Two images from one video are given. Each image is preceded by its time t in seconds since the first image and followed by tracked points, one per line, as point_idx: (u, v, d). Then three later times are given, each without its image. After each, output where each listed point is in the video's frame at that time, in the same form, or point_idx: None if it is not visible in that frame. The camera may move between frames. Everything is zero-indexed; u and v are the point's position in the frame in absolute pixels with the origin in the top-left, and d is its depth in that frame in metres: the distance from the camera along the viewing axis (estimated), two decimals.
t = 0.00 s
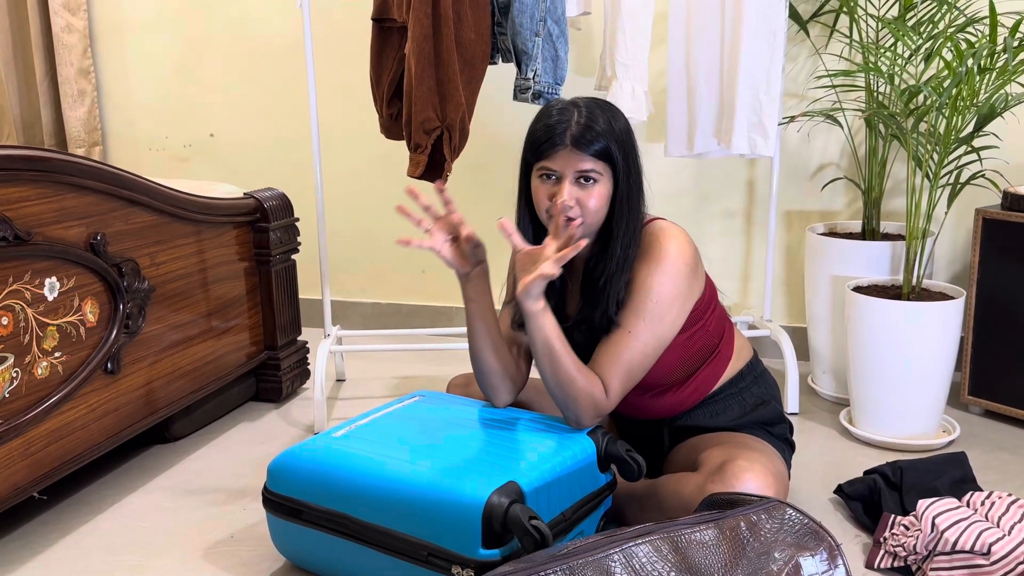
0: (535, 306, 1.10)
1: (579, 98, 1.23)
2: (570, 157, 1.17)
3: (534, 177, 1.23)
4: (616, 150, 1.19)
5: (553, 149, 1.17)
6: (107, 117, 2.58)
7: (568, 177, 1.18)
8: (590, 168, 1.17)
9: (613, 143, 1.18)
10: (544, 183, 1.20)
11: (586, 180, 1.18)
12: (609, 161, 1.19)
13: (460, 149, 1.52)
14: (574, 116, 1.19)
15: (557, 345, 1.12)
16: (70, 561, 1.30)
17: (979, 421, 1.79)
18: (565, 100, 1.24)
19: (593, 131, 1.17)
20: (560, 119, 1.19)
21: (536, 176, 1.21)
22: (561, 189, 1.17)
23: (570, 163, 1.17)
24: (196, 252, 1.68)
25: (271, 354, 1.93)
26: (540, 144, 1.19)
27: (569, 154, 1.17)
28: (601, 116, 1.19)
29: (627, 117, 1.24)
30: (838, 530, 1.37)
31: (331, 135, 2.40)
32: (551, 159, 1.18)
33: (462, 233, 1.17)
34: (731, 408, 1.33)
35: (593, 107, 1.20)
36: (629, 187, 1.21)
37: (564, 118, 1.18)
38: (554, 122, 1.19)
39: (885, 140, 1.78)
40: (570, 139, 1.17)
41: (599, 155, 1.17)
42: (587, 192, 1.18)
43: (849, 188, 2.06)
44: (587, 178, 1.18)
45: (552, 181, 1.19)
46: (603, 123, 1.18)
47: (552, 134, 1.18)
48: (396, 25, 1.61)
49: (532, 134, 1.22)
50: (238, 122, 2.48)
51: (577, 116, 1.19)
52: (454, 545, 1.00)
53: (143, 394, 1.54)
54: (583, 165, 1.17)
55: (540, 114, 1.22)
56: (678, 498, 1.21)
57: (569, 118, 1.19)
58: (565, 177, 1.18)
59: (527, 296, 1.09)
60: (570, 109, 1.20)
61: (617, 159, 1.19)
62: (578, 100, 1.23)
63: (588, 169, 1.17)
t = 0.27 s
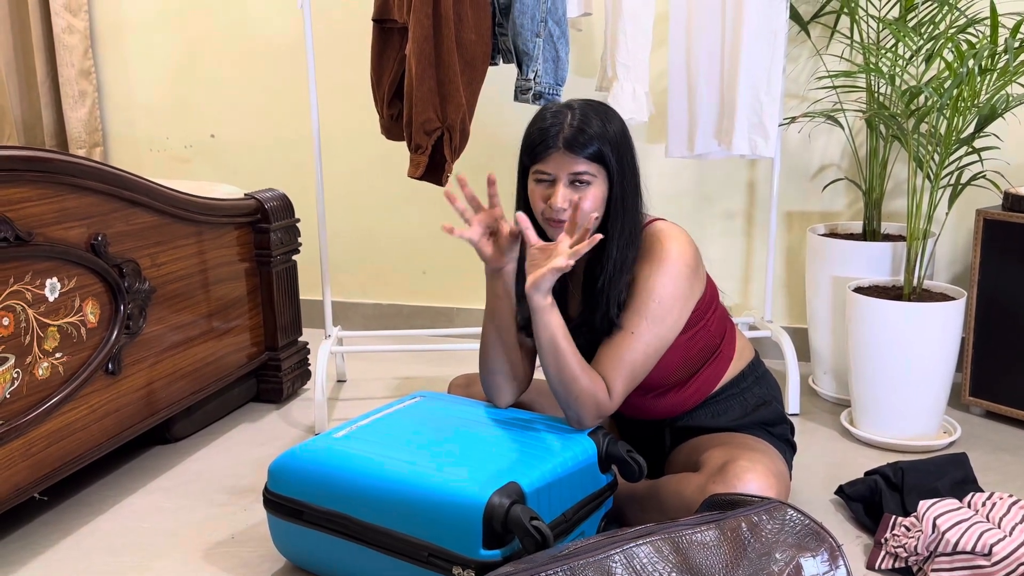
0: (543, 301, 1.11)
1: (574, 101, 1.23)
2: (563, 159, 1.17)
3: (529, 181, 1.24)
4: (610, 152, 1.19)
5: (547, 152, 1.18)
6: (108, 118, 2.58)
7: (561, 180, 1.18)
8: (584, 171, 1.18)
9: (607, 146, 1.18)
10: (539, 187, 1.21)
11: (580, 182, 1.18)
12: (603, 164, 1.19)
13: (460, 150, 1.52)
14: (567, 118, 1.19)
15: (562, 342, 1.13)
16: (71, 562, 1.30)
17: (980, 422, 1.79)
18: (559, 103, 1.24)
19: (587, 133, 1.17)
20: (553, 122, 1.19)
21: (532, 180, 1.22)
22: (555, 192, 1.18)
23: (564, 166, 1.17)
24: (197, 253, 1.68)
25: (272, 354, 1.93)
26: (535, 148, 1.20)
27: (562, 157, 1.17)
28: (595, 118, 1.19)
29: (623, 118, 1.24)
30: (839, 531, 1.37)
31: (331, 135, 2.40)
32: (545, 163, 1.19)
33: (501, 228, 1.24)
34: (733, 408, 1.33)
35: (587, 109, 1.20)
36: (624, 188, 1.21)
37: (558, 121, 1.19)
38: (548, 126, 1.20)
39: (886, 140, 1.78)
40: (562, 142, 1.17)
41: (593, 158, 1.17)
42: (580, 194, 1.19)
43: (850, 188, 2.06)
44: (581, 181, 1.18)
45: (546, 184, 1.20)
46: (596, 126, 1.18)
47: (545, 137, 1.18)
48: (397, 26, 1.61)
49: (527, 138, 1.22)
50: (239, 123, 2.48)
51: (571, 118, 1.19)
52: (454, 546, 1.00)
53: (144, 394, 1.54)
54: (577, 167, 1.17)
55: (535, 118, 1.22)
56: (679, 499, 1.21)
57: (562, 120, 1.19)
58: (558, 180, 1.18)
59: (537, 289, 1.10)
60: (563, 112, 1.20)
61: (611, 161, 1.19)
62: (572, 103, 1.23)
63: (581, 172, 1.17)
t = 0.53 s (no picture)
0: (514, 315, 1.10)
1: (572, 105, 1.24)
2: (562, 163, 1.17)
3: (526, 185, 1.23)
4: (608, 155, 1.19)
5: (545, 156, 1.18)
6: (108, 119, 2.58)
7: (560, 184, 1.18)
8: (582, 174, 1.18)
9: (604, 149, 1.18)
10: (538, 192, 1.20)
11: (578, 186, 1.18)
12: (600, 167, 1.19)
13: (461, 151, 1.52)
14: (565, 122, 1.19)
15: (541, 357, 1.11)
16: (71, 563, 1.30)
17: (981, 423, 1.79)
18: (556, 107, 1.25)
19: (584, 137, 1.17)
20: (551, 125, 1.19)
21: (530, 184, 1.22)
22: (554, 196, 1.18)
23: (563, 169, 1.17)
24: (197, 254, 1.68)
25: (272, 356, 1.93)
26: (533, 152, 1.20)
27: (560, 161, 1.17)
28: (592, 122, 1.19)
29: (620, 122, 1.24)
30: (839, 532, 1.36)
31: (332, 136, 2.40)
32: (543, 167, 1.19)
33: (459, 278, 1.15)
34: (733, 410, 1.33)
35: (585, 113, 1.20)
36: (621, 191, 1.21)
37: (556, 124, 1.19)
38: (546, 129, 1.19)
39: (886, 142, 1.78)
40: (560, 146, 1.17)
41: (591, 161, 1.17)
42: (579, 198, 1.18)
43: (850, 190, 2.06)
44: (579, 184, 1.18)
45: (545, 189, 1.19)
46: (594, 130, 1.18)
47: (543, 140, 1.18)
48: (397, 27, 1.61)
49: (524, 141, 1.22)
50: (240, 124, 2.48)
51: (568, 122, 1.19)
52: (454, 547, 1.00)
53: (145, 396, 1.54)
54: (575, 171, 1.17)
55: (533, 122, 1.22)
56: (679, 501, 1.20)
57: (560, 124, 1.19)
58: (557, 183, 1.18)
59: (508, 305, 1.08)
60: (561, 116, 1.20)
61: (609, 164, 1.19)
62: (569, 107, 1.23)
63: (579, 176, 1.17)
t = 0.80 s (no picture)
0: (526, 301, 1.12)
1: (596, 97, 1.25)
2: (588, 147, 1.18)
3: (546, 168, 1.24)
4: (633, 145, 1.21)
5: (572, 139, 1.19)
6: (108, 121, 2.58)
7: (583, 168, 1.19)
8: (605, 161, 1.19)
9: (630, 138, 1.20)
10: (558, 174, 1.21)
11: (600, 173, 1.19)
12: (624, 156, 1.21)
13: (460, 152, 1.53)
14: (593, 109, 1.20)
15: (545, 348, 1.11)
16: (70, 565, 1.30)
17: (980, 425, 1.79)
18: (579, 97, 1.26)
19: (612, 123, 1.19)
20: (577, 112, 1.20)
21: (550, 167, 1.22)
22: (577, 179, 1.18)
23: (588, 154, 1.18)
24: (196, 256, 1.68)
25: (271, 357, 1.93)
26: (557, 136, 1.21)
27: (587, 146, 1.18)
28: (618, 112, 1.21)
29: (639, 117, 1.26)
30: (838, 534, 1.36)
31: (331, 137, 2.40)
32: (569, 150, 1.19)
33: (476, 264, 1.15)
34: (732, 412, 1.33)
35: (611, 103, 1.22)
36: (639, 184, 1.23)
37: (583, 111, 1.20)
38: (571, 115, 1.21)
39: (886, 143, 1.78)
40: (589, 130, 1.19)
41: (616, 148, 1.19)
42: (601, 184, 1.19)
43: (849, 191, 2.06)
44: (602, 171, 1.19)
45: (567, 172, 1.20)
46: (621, 118, 1.20)
47: (569, 125, 1.20)
48: (396, 29, 1.61)
49: (547, 126, 1.23)
50: (239, 126, 2.48)
51: (596, 110, 1.20)
52: (454, 549, 1.00)
53: (144, 397, 1.54)
54: (600, 157, 1.18)
55: (557, 107, 1.24)
56: (679, 502, 1.20)
57: (587, 111, 1.20)
58: (580, 167, 1.19)
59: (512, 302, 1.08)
60: (588, 104, 1.21)
61: (632, 155, 1.21)
62: (595, 98, 1.24)
63: (603, 162, 1.18)
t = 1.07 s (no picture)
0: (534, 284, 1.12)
1: (607, 98, 1.25)
2: (603, 146, 1.18)
3: (558, 165, 1.23)
4: (646, 145, 1.22)
5: (586, 137, 1.19)
6: (107, 122, 2.58)
7: (598, 166, 1.19)
8: (618, 160, 1.19)
9: (643, 138, 1.21)
10: (572, 170, 1.20)
11: (614, 172, 1.19)
12: (636, 155, 1.21)
13: (460, 153, 1.53)
14: (607, 109, 1.21)
15: (550, 330, 1.10)
16: (70, 566, 1.30)
17: (980, 425, 1.79)
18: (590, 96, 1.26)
19: (627, 121, 1.20)
20: (590, 110, 1.21)
21: (562, 163, 1.22)
22: (592, 177, 1.18)
23: (602, 152, 1.19)
24: (196, 257, 1.68)
25: (271, 358, 1.93)
26: (570, 134, 1.21)
27: (602, 144, 1.19)
28: (632, 112, 1.22)
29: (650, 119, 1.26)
30: (838, 535, 1.36)
31: (331, 138, 2.40)
32: (584, 147, 1.19)
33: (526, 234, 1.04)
34: (731, 412, 1.33)
35: (624, 104, 1.23)
36: (649, 184, 1.23)
37: (596, 110, 1.21)
38: (583, 113, 1.21)
39: (885, 144, 1.78)
40: (604, 128, 1.19)
41: (629, 146, 1.20)
42: (614, 183, 1.19)
43: (849, 192, 2.06)
44: (615, 170, 1.19)
45: (581, 169, 1.20)
46: (635, 119, 1.21)
47: (582, 123, 1.20)
48: (396, 30, 1.61)
49: (559, 124, 1.23)
50: (239, 127, 2.48)
51: (610, 110, 1.21)
52: (454, 550, 1.00)
53: (144, 399, 1.54)
54: (613, 155, 1.19)
55: (568, 106, 1.24)
56: (678, 503, 1.20)
57: (601, 110, 1.21)
58: (594, 165, 1.19)
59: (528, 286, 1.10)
60: (602, 105, 1.22)
61: (645, 155, 1.22)
62: (607, 98, 1.25)
63: (616, 161, 1.19)
